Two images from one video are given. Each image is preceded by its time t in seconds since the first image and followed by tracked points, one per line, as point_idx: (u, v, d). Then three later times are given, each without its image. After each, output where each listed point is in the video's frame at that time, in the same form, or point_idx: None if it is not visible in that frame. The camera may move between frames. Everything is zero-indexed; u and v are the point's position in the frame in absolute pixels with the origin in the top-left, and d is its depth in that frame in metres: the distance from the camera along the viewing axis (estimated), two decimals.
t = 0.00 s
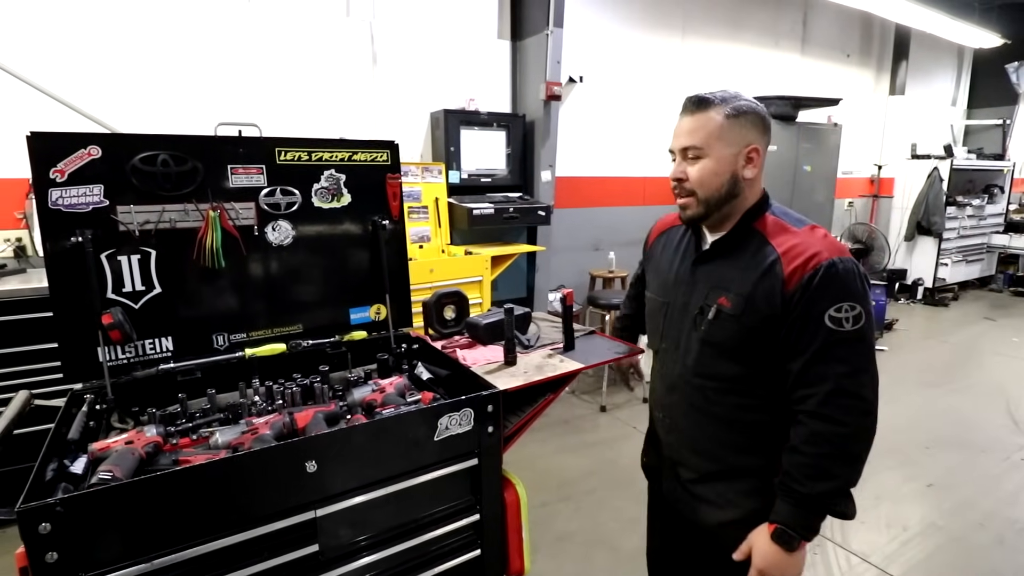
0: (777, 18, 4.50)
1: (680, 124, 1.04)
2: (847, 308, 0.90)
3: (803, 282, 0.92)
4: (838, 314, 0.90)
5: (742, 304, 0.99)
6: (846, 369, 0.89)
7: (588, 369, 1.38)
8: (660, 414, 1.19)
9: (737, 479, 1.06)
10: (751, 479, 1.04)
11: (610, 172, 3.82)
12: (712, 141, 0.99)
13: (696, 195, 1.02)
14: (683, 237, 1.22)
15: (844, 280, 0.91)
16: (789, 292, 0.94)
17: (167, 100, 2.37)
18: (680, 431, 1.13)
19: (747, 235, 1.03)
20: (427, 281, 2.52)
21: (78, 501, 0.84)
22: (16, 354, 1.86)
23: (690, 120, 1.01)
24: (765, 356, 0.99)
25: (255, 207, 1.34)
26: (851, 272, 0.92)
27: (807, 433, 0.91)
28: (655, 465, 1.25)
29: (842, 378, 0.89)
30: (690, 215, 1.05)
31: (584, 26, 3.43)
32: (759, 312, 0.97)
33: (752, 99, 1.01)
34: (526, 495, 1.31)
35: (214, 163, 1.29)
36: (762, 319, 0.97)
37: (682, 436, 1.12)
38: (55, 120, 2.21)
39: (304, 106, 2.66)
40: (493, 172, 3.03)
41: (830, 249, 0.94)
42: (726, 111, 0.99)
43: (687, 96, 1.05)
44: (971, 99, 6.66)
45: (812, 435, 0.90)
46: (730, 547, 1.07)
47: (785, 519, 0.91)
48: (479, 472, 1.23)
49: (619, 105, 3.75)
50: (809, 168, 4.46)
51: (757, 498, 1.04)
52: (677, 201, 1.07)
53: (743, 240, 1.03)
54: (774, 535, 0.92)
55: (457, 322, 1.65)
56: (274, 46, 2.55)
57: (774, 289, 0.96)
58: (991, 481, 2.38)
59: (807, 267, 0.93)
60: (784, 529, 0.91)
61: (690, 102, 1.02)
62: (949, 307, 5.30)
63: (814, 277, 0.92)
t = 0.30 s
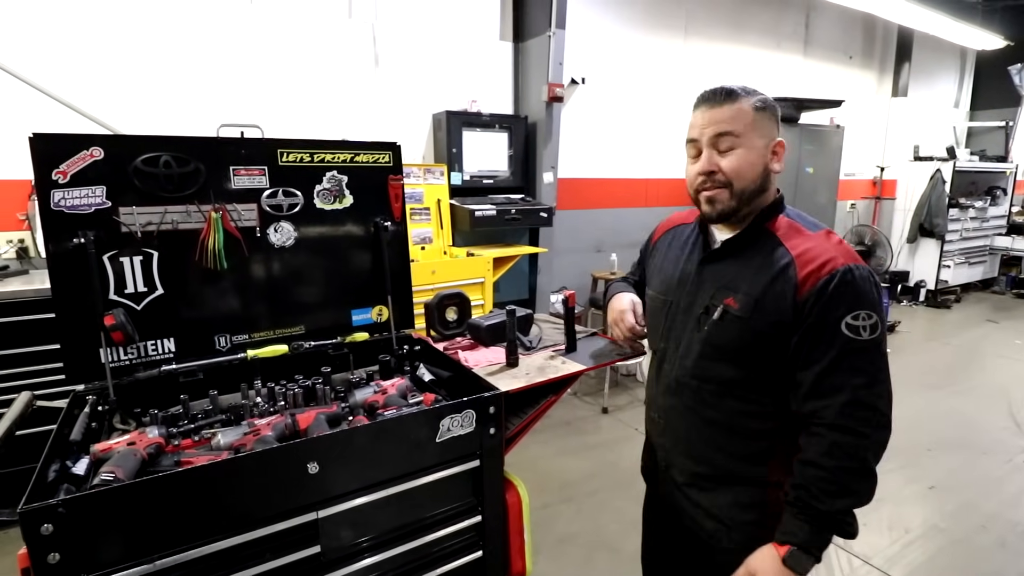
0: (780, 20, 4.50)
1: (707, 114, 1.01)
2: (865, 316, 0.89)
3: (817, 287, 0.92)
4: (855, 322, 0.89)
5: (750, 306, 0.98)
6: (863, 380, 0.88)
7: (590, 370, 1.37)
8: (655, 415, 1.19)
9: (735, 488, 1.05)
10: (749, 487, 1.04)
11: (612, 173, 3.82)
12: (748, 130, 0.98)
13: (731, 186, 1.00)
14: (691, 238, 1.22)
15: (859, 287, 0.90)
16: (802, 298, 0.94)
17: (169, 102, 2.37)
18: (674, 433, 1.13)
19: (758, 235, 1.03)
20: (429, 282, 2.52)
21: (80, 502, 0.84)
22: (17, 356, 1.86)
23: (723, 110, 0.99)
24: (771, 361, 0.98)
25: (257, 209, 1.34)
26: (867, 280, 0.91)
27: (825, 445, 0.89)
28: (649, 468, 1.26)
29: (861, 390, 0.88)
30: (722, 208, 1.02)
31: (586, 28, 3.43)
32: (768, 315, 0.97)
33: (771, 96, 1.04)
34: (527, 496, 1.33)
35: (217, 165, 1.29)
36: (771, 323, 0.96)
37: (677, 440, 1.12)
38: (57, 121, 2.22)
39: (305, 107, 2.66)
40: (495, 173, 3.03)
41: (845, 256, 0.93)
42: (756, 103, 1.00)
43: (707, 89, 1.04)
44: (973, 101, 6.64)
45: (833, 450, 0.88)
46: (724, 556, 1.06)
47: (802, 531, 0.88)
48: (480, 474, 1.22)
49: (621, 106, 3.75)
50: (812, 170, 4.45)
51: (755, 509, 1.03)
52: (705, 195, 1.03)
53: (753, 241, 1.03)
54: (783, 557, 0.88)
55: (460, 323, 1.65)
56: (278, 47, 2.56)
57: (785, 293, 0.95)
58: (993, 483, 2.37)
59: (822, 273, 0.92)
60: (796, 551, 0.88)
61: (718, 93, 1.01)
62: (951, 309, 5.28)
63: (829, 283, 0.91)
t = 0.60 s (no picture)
0: (781, 20, 4.49)
1: (731, 109, 1.00)
2: (872, 306, 0.91)
3: (826, 280, 0.92)
4: (864, 312, 0.90)
5: (760, 304, 0.97)
6: (878, 367, 0.89)
7: (590, 371, 1.37)
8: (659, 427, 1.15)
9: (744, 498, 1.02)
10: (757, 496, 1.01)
11: (613, 174, 3.81)
12: (767, 132, 1.00)
13: (746, 185, 1.00)
14: (686, 240, 1.19)
15: (865, 280, 0.92)
16: (812, 291, 0.94)
17: (169, 101, 2.37)
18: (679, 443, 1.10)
19: (763, 234, 1.03)
20: (430, 282, 2.51)
21: (80, 502, 0.84)
22: (16, 355, 1.86)
23: (747, 107, 1.00)
24: (781, 355, 0.99)
25: (258, 209, 1.34)
26: (870, 272, 0.93)
27: (830, 399, 0.89)
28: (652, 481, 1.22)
29: (875, 376, 0.89)
30: (733, 206, 1.02)
31: (587, 29, 3.42)
32: (778, 311, 0.96)
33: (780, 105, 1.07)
34: (527, 496, 1.32)
35: (217, 164, 1.29)
36: (782, 318, 0.96)
37: (683, 450, 1.09)
38: (58, 121, 2.22)
39: (306, 108, 2.66)
40: (497, 173, 3.03)
41: (849, 249, 0.96)
42: (774, 106, 1.02)
43: (727, 84, 1.04)
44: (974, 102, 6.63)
45: (822, 411, 0.89)
46: (729, 565, 1.04)
47: (739, 412, 0.93)
48: (481, 474, 1.22)
49: (622, 107, 3.75)
50: (813, 171, 4.44)
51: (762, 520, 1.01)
52: (718, 191, 1.02)
53: (757, 239, 1.03)
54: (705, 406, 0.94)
55: (460, 324, 1.65)
56: (279, 47, 2.56)
57: (795, 288, 0.95)
58: (993, 484, 2.36)
59: (830, 266, 0.93)
60: (718, 408, 0.93)
61: (742, 90, 1.01)
62: (951, 310, 5.26)
63: (837, 276, 0.92)
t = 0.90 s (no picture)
0: (781, 22, 4.49)
1: (716, 111, 1.01)
2: (866, 299, 0.90)
3: (819, 274, 0.92)
4: (859, 304, 0.89)
5: (757, 303, 0.97)
6: (880, 357, 0.87)
7: (588, 372, 1.36)
8: (665, 434, 1.12)
9: (756, 504, 0.99)
10: (772, 501, 0.99)
11: (612, 175, 3.81)
12: (753, 134, 1.00)
13: (734, 185, 1.00)
14: (677, 244, 1.18)
15: (856, 273, 0.91)
16: (805, 287, 0.93)
17: (165, 101, 2.37)
18: (686, 448, 1.07)
19: (754, 235, 1.02)
20: (429, 283, 2.50)
21: (73, 504, 0.83)
22: (11, 356, 1.86)
23: (732, 109, 1.00)
24: (778, 354, 0.98)
25: (254, 208, 1.33)
26: (861, 265, 0.93)
27: (839, 382, 0.88)
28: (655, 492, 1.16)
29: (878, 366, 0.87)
30: (721, 207, 1.01)
31: (586, 30, 3.42)
32: (776, 310, 0.96)
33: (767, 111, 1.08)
34: (525, 497, 1.32)
35: (213, 163, 1.28)
36: (780, 317, 0.96)
37: (692, 456, 1.06)
38: (53, 120, 2.21)
39: (303, 109, 2.66)
40: (496, 174, 3.02)
41: (839, 244, 0.96)
42: (759, 110, 1.02)
43: (712, 88, 1.04)
44: (970, 104, 6.64)
45: (831, 392, 0.88)
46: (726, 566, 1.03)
47: (746, 386, 0.92)
48: (479, 474, 1.21)
49: (621, 108, 3.74)
50: (811, 171, 4.44)
51: (777, 526, 0.99)
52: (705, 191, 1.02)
53: (748, 240, 1.02)
54: (716, 375, 0.93)
55: (459, 324, 1.64)
56: (277, 46, 2.55)
57: (790, 285, 0.94)
58: (990, 482, 2.35)
59: (821, 260, 0.93)
60: (728, 379, 0.92)
61: (726, 94, 1.02)
62: (946, 311, 5.25)
63: (829, 271, 0.92)
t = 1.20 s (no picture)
0: (775, 21, 4.51)
1: (702, 115, 1.01)
2: (862, 295, 0.90)
3: (814, 271, 0.93)
4: (854, 301, 0.90)
5: (756, 304, 0.97)
6: (873, 353, 0.88)
7: (582, 371, 1.37)
8: (671, 439, 1.12)
9: (764, 508, 1.01)
10: (780, 503, 1.00)
11: (606, 173, 3.82)
12: (742, 133, 1.01)
13: (727, 185, 1.01)
14: (675, 245, 1.18)
15: (851, 269, 0.92)
16: (801, 285, 0.95)
17: (159, 99, 2.36)
18: (693, 452, 1.07)
19: (752, 235, 1.03)
20: (423, 281, 2.50)
21: (66, 503, 0.83)
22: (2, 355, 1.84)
23: (718, 111, 1.01)
24: (778, 353, 0.99)
25: (248, 207, 1.33)
26: (857, 262, 0.94)
27: (831, 383, 0.89)
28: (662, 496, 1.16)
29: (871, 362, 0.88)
30: (716, 207, 1.02)
31: (581, 28, 3.42)
32: (775, 310, 0.97)
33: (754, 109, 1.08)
34: (520, 495, 1.32)
35: (206, 161, 1.28)
36: (779, 316, 0.96)
37: (700, 461, 1.06)
38: (46, 118, 2.20)
39: (298, 106, 2.65)
40: (491, 173, 3.03)
41: (835, 241, 0.96)
42: (746, 109, 1.03)
43: (696, 93, 1.05)
44: (964, 103, 6.69)
45: (818, 395, 0.89)
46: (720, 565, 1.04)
47: (734, 395, 0.94)
48: (473, 473, 1.22)
49: (616, 106, 3.75)
50: (805, 171, 4.47)
51: (785, 531, 1.00)
52: (699, 193, 1.03)
53: (746, 241, 1.03)
54: (704, 386, 0.96)
55: (453, 323, 1.65)
56: (271, 44, 2.54)
57: (786, 285, 0.96)
58: (983, 482, 2.38)
59: (816, 258, 0.94)
60: (715, 390, 0.95)
61: (711, 97, 1.02)
62: (940, 310, 5.30)
63: (824, 268, 0.93)
